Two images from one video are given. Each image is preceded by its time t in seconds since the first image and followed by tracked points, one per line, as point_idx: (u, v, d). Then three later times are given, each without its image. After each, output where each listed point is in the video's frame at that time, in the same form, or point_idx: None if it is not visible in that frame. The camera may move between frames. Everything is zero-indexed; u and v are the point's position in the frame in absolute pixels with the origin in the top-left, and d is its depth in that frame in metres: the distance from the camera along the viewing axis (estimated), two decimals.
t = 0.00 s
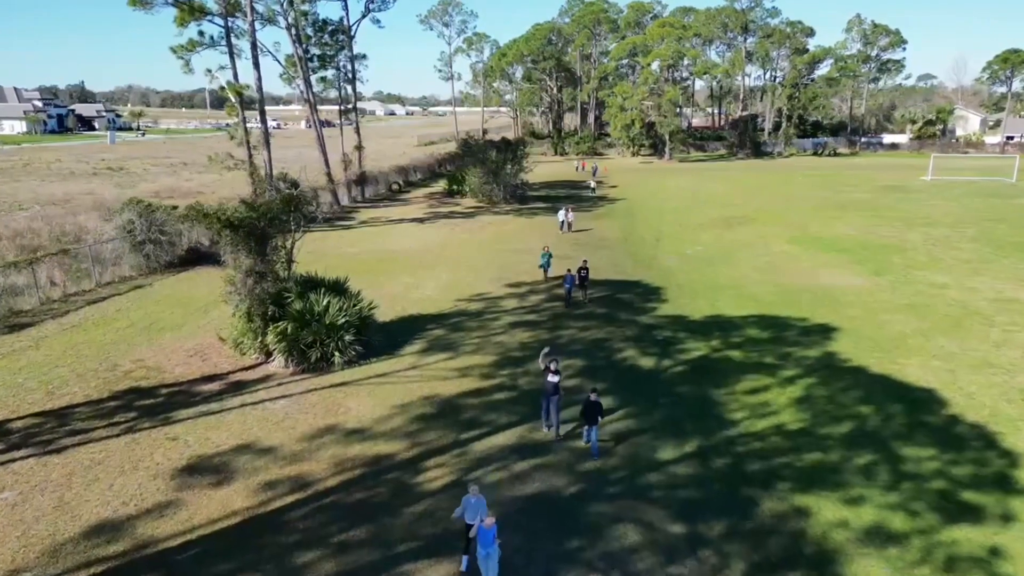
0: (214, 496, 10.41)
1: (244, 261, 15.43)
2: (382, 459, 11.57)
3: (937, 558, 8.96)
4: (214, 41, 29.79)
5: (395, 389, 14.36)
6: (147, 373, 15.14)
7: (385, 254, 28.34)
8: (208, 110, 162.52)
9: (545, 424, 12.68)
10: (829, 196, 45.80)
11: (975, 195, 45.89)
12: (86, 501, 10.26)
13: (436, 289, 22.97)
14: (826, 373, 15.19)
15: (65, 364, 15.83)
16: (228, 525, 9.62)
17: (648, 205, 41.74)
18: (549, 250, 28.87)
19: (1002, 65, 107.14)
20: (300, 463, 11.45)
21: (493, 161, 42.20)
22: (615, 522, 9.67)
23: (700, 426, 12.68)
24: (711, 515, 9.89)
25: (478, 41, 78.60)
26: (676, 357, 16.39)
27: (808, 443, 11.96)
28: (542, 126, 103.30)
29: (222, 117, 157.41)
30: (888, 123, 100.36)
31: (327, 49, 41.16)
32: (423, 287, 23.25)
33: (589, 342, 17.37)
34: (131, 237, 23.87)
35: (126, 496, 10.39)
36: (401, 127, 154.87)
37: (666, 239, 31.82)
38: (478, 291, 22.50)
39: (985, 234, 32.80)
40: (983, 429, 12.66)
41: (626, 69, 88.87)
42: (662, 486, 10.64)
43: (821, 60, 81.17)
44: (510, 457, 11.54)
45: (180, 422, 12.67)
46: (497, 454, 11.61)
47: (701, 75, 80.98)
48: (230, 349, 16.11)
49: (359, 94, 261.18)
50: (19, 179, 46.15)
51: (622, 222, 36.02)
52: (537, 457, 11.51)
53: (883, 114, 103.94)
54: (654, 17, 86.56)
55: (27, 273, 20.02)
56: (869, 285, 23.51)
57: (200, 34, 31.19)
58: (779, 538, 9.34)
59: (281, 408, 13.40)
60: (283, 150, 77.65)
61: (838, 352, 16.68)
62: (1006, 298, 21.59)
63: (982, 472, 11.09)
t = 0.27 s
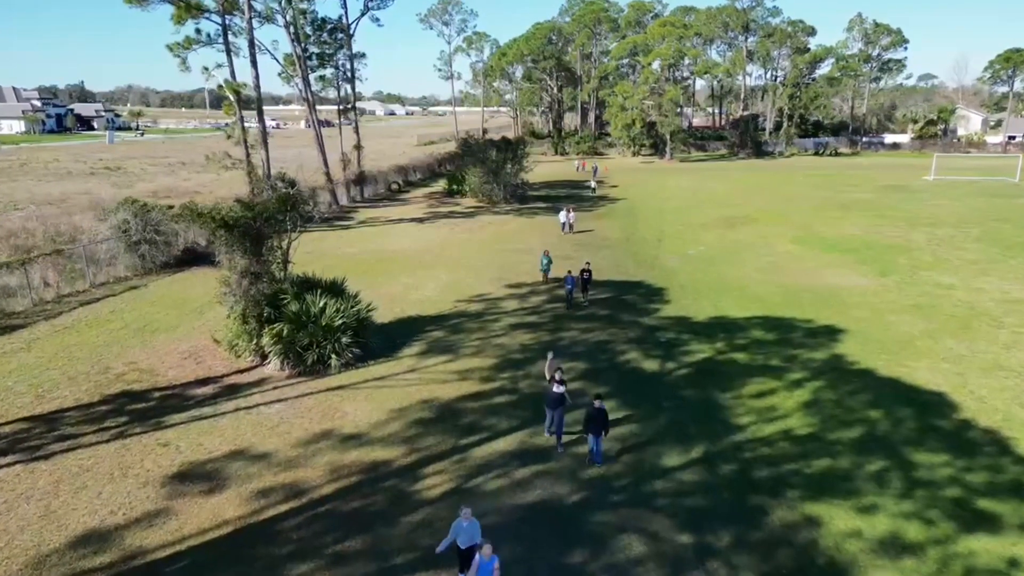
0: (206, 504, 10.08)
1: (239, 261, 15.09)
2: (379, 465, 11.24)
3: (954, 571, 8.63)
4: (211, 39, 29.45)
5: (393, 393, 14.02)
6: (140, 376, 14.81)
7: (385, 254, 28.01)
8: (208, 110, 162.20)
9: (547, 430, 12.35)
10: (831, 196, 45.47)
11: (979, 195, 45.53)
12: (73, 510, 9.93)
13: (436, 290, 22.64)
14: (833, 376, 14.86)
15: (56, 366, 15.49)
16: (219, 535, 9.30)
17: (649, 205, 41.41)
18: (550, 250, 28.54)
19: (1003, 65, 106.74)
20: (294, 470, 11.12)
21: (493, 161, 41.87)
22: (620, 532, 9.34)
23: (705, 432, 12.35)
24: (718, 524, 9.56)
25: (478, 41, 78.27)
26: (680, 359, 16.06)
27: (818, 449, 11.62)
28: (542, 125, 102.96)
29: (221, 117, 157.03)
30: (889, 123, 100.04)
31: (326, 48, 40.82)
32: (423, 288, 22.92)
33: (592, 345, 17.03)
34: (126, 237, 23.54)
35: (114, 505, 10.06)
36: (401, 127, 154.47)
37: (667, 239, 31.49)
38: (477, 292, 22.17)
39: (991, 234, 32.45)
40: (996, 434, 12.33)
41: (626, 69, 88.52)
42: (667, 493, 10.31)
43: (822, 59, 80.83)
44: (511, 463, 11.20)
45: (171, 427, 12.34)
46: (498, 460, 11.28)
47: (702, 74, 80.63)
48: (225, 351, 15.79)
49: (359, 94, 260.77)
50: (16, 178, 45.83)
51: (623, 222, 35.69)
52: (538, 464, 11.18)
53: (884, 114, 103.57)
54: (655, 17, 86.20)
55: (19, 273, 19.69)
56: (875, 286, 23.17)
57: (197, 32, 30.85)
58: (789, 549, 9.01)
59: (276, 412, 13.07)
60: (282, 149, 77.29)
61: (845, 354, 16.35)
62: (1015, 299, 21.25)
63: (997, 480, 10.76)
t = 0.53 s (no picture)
0: (190, 519, 9.58)
1: (230, 262, 14.58)
2: (373, 476, 10.74)
3: None
4: (206, 36, 28.97)
5: (389, 399, 13.52)
6: (127, 381, 14.32)
7: (382, 254, 27.50)
8: (207, 110, 161.82)
9: (548, 438, 11.85)
10: (834, 195, 44.97)
11: (985, 195, 45.02)
12: (50, 524, 9.44)
13: (434, 291, 22.12)
14: (844, 381, 14.36)
15: (41, 371, 14.99)
16: (202, 552, 8.80)
17: (650, 205, 40.90)
18: (550, 251, 28.03)
19: (1006, 65, 106.25)
20: (284, 481, 10.62)
21: (493, 160, 41.44)
22: (626, 549, 8.84)
23: (713, 440, 11.84)
24: (729, 539, 9.07)
25: (478, 39, 77.79)
26: (685, 363, 15.56)
27: (831, 459, 11.12)
28: (542, 125, 102.49)
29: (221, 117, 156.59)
30: (890, 122, 99.57)
31: (324, 46, 40.33)
32: (421, 290, 22.41)
33: (594, 348, 16.53)
34: (118, 237, 23.05)
35: (94, 519, 9.56)
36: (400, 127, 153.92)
37: (669, 239, 30.99)
38: (477, 294, 21.68)
39: (999, 234, 31.94)
40: (1016, 442, 11.84)
41: (627, 68, 88.06)
42: (675, 507, 9.81)
43: (824, 58, 80.36)
44: (510, 474, 10.71)
45: (157, 435, 11.84)
46: (497, 471, 10.79)
47: (703, 73, 80.16)
48: (216, 355, 15.29)
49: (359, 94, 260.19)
50: (11, 178, 45.37)
51: (624, 222, 35.19)
52: (539, 475, 10.68)
53: (886, 114, 103.08)
54: (656, 15, 85.72)
55: (7, 274, 19.20)
56: (883, 288, 22.65)
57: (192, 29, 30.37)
58: (805, 567, 8.51)
59: (267, 419, 12.57)
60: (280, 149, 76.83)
61: (855, 358, 15.85)
62: None
63: (1020, 492, 10.26)
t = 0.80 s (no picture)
0: (173, 535, 9.07)
1: (220, 265, 14.06)
2: (367, 489, 10.24)
3: None
4: (201, 33, 28.47)
5: (384, 406, 13.01)
6: (113, 388, 13.82)
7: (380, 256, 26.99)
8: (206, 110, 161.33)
9: (550, 449, 11.34)
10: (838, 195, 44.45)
11: (990, 195, 44.50)
12: (24, 542, 8.93)
13: (432, 293, 21.62)
14: (856, 387, 13.86)
15: (24, 377, 14.46)
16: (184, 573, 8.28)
17: (651, 205, 40.42)
18: (551, 252, 27.53)
19: (1008, 65, 105.73)
20: (273, 494, 10.11)
21: (494, 159, 41.12)
22: (633, 569, 8.34)
23: (721, 451, 11.34)
24: (742, 558, 8.57)
25: (478, 38, 77.27)
26: (691, 368, 15.06)
27: (846, 470, 10.62)
28: (542, 125, 101.96)
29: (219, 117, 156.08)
30: (892, 122, 99.06)
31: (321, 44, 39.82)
32: (418, 292, 21.91)
33: (597, 353, 16.02)
34: (109, 238, 22.54)
35: (71, 536, 9.05)
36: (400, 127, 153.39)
37: (672, 239, 30.50)
38: (476, 296, 21.18)
39: (1007, 234, 31.44)
40: None
41: (627, 67, 87.58)
42: (684, 522, 9.30)
43: (826, 57, 79.85)
44: (510, 487, 10.20)
45: (141, 445, 11.34)
46: (496, 483, 10.29)
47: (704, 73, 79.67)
48: (206, 359, 14.81)
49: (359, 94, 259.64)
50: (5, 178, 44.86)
51: (625, 222, 34.71)
52: (541, 487, 10.18)
53: (888, 113, 102.58)
54: (657, 14, 85.22)
55: None
56: (891, 289, 22.13)
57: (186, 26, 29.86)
58: None
59: (257, 428, 12.07)
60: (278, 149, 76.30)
61: (867, 363, 15.35)
62: None
63: None
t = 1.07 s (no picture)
0: (153, 554, 8.59)
1: (209, 267, 13.57)
2: (359, 502, 9.77)
3: None
4: (196, 30, 27.99)
5: (379, 414, 12.54)
6: (99, 395, 13.34)
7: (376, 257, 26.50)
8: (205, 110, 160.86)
9: (550, 460, 10.88)
10: (841, 195, 43.96)
11: (995, 195, 44.03)
12: None
13: (429, 296, 21.15)
14: (868, 394, 13.39)
15: (8, 383, 13.98)
16: None
17: (653, 205, 39.98)
18: (551, 252, 27.06)
19: (1010, 64, 105.26)
20: (261, 507, 9.63)
21: (494, 159, 40.75)
22: None
23: (730, 462, 10.86)
24: None
25: (478, 37, 76.80)
26: (697, 373, 14.58)
27: (861, 483, 10.15)
28: (542, 125, 101.49)
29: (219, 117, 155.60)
30: (894, 122, 98.64)
31: (319, 42, 39.32)
32: (415, 294, 21.43)
33: (599, 358, 15.55)
34: (100, 239, 22.06)
35: (46, 555, 8.58)
36: (400, 127, 152.91)
37: (674, 240, 30.05)
38: (475, 298, 20.70)
39: (1013, 235, 30.97)
40: None
41: (628, 67, 87.11)
42: (692, 539, 8.83)
43: (828, 56, 79.40)
44: (510, 500, 9.73)
45: (125, 456, 10.87)
46: (495, 497, 9.82)
47: (705, 72, 79.19)
48: (195, 365, 14.34)
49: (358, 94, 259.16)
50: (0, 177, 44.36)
51: (626, 222, 34.26)
52: (542, 501, 9.71)
53: (890, 113, 102.14)
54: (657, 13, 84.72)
55: None
56: (899, 291, 21.65)
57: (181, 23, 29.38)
58: None
59: (246, 437, 11.59)
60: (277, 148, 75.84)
61: (877, 368, 14.88)
62: None
63: None
